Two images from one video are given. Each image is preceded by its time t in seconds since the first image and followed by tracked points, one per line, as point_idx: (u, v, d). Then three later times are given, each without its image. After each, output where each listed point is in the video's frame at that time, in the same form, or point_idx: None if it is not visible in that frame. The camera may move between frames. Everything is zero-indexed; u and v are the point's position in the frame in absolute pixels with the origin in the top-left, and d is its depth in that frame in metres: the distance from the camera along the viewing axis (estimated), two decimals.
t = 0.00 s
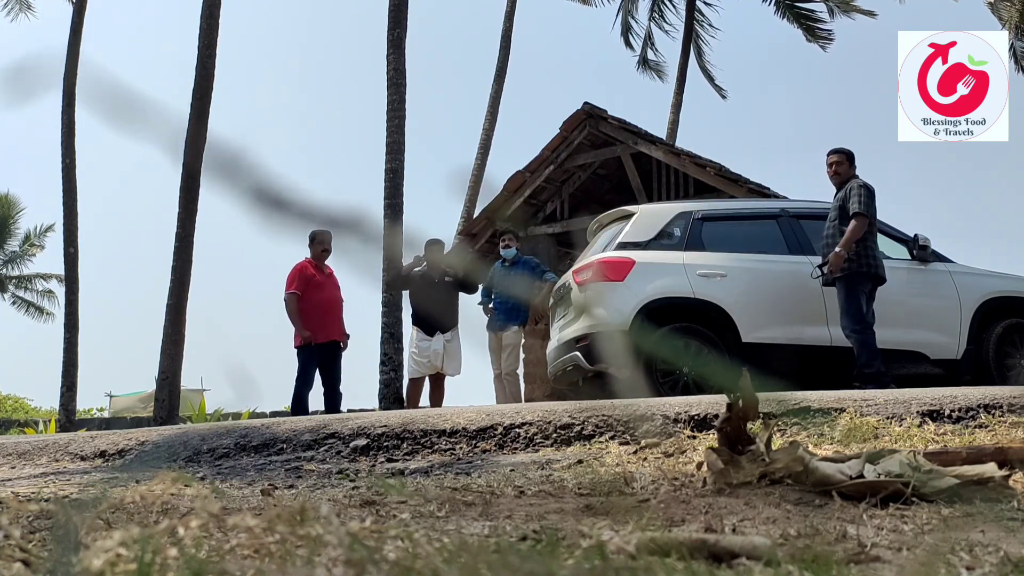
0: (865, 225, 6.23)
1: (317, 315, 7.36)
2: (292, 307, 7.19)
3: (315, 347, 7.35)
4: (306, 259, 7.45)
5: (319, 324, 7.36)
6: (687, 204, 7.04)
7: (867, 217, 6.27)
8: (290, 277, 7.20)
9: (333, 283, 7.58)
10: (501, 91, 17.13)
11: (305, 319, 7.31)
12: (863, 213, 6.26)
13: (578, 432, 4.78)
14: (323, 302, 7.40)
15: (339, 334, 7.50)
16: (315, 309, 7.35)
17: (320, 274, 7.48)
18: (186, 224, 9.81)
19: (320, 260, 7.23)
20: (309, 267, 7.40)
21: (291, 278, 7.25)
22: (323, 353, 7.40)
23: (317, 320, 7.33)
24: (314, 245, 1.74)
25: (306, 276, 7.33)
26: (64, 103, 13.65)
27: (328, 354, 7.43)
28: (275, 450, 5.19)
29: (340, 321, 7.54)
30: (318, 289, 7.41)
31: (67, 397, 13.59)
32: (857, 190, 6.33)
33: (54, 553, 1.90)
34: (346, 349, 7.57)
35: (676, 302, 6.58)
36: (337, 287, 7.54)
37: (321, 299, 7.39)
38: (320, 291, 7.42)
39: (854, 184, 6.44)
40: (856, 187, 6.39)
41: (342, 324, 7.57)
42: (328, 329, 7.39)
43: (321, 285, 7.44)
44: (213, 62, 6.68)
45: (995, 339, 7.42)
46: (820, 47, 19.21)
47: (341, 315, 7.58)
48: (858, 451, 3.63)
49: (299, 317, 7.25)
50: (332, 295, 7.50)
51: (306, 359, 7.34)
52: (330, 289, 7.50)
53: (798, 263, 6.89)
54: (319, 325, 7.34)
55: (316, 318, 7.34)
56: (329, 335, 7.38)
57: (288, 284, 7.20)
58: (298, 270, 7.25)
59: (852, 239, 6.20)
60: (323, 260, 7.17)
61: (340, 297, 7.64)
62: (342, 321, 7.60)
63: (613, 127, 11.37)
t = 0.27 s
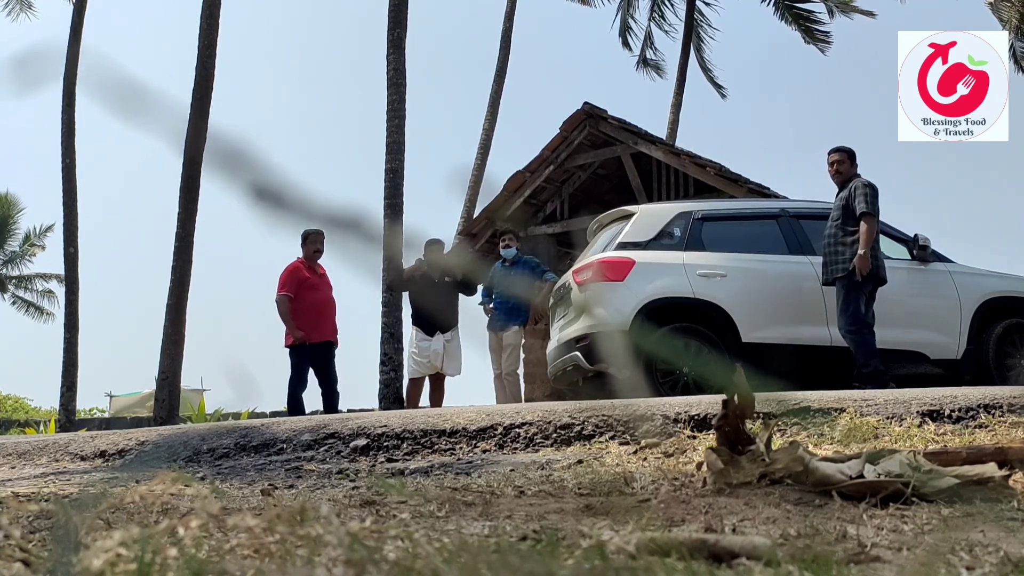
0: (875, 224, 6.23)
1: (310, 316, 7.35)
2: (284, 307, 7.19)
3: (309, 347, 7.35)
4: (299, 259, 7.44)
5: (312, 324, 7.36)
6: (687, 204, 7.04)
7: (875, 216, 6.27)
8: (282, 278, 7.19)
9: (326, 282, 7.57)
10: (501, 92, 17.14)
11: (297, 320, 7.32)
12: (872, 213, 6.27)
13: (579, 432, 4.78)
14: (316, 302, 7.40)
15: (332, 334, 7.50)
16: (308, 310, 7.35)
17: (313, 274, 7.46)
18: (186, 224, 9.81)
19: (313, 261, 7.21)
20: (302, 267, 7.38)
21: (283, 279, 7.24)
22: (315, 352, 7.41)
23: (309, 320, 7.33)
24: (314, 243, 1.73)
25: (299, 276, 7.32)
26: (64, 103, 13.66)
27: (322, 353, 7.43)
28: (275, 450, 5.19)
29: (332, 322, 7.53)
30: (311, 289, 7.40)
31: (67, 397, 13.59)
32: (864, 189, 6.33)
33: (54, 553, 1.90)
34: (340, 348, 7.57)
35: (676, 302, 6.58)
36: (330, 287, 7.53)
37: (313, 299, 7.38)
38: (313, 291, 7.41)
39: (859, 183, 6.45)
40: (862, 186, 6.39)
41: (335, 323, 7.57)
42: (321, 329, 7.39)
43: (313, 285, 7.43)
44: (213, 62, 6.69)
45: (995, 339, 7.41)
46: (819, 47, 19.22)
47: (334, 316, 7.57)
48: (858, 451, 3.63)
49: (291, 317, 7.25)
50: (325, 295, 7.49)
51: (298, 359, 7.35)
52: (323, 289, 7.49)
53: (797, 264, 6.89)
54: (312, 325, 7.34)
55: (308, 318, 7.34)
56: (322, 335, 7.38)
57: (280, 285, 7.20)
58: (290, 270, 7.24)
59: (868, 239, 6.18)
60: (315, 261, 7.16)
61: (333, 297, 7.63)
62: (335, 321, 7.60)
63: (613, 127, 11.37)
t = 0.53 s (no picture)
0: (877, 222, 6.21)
1: (306, 315, 7.36)
2: (280, 307, 7.19)
3: (305, 347, 7.35)
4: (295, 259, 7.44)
5: (308, 324, 7.36)
6: (687, 204, 7.04)
7: (878, 214, 6.26)
8: (279, 277, 7.19)
9: (321, 283, 7.58)
10: (501, 92, 17.14)
11: (294, 320, 7.31)
12: (874, 210, 6.24)
13: (579, 432, 4.78)
14: (312, 302, 7.40)
15: (328, 334, 7.50)
16: (304, 310, 7.35)
17: (308, 274, 7.47)
18: (186, 224, 9.81)
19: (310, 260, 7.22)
20: (298, 267, 7.39)
21: (280, 279, 7.24)
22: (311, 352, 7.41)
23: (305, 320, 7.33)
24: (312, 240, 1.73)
25: (295, 276, 7.32)
26: (64, 103, 13.66)
27: (318, 354, 7.43)
28: (275, 450, 5.19)
29: (328, 322, 7.53)
30: (307, 290, 7.41)
31: (67, 397, 13.58)
32: (865, 187, 6.33)
33: (54, 553, 1.90)
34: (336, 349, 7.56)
35: (676, 302, 6.58)
36: (326, 287, 7.54)
37: (309, 299, 7.39)
38: (309, 292, 7.42)
39: (860, 181, 6.43)
40: (863, 183, 6.38)
41: (331, 323, 7.58)
42: (317, 329, 7.39)
43: (309, 285, 7.44)
44: (213, 62, 6.69)
45: (995, 339, 7.42)
46: (819, 47, 19.21)
47: (330, 316, 7.57)
48: (858, 451, 3.62)
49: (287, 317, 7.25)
50: (321, 295, 7.50)
51: (294, 359, 7.34)
52: (319, 289, 7.50)
53: (797, 264, 6.88)
54: (308, 325, 7.35)
55: (304, 318, 7.34)
56: (318, 334, 7.39)
57: (276, 285, 7.20)
58: (286, 271, 7.24)
59: (871, 236, 6.16)
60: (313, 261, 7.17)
61: (328, 297, 7.63)
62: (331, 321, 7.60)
63: (613, 127, 11.37)
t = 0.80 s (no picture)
0: (874, 220, 6.21)
1: (306, 315, 7.35)
2: (280, 307, 7.18)
3: (305, 347, 7.34)
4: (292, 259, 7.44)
5: (308, 324, 7.36)
6: (687, 204, 7.04)
7: (875, 212, 6.25)
8: (278, 278, 7.18)
9: (319, 282, 7.58)
10: (500, 92, 17.13)
11: (293, 320, 7.30)
12: (872, 208, 6.24)
13: (578, 432, 4.78)
14: (311, 302, 7.40)
15: (327, 334, 7.50)
16: (303, 310, 7.34)
17: (307, 274, 7.47)
18: (186, 224, 9.81)
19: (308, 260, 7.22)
20: (296, 268, 7.39)
21: (279, 279, 7.23)
22: (311, 352, 7.41)
23: (305, 320, 7.33)
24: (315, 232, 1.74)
25: (294, 276, 7.32)
26: (64, 103, 13.66)
27: (317, 354, 7.42)
28: (275, 450, 5.19)
29: (327, 322, 7.53)
30: (306, 290, 7.41)
31: (67, 397, 13.58)
32: (863, 187, 6.31)
33: (54, 553, 1.90)
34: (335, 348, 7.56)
35: (676, 302, 6.58)
36: (324, 287, 7.54)
37: (308, 299, 7.38)
38: (308, 292, 7.41)
39: (859, 180, 6.43)
40: (862, 182, 6.38)
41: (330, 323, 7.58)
42: (317, 329, 7.39)
43: (308, 285, 7.43)
44: (213, 62, 6.69)
45: (995, 339, 7.42)
46: (818, 47, 19.21)
47: (329, 316, 7.57)
48: (858, 451, 3.62)
49: (287, 318, 7.24)
50: (319, 295, 7.50)
51: (294, 359, 7.33)
52: (317, 288, 7.50)
53: (797, 264, 6.88)
54: (308, 325, 7.34)
55: (304, 318, 7.33)
56: (319, 334, 7.38)
57: (276, 286, 7.20)
58: (285, 271, 7.24)
59: (865, 235, 6.17)
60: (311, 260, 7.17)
61: (327, 297, 7.63)
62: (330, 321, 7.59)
63: (613, 127, 11.37)
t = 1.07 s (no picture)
0: (869, 222, 6.21)
1: (305, 315, 7.35)
2: (280, 308, 7.18)
3: (304, 347, 7.34)
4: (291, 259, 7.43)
5: (308, 324, 7.36)
6: (687, 204, 7.03)
7: (870, 213, 6.25)
8: (277, 278, 7.18)
9: (318, 282, 7.58)
10: (500, 92, 17.14)
11: (293, 320, 7.30)
12: (867, 210, 6.25)
13: (579, 432, 4.78)
14: (310, 302, 7.40)
15: (327, 333, 7.51)
16: (303, 309, 7.34)
17: (305, 274, 7.47)
18: (186, 224, 9.81)
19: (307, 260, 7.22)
20: (295, 267, 7.39)
21: (278, 279, 7.23)
22: (311, 352, 7.41)
23: (305, 320, 7.32)
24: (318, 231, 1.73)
25: (293, 276, 7.32)
26: (64, 103, 13.67)
27: (316, 353, 7.42)
28: (275, 450, 5.19)
29: (327, 321, 7.53)
30: (305, 290, 7.40)
31: (67, 397, 13.58)
32: (858, 188, 6.31)
33: (54, 553, 1.90)
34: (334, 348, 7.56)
35: (676, 302, 6.58)
36: (323, 286, 7.54)
37: (308, 298, 7.39)
38: (307, 291, 7.41)
39: (855, 181, 6.43)
40: (857, 183, 6.38)
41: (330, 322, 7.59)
42: (317, 328, 7.39)
43: (307, 284, 7.43)
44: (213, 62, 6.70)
45: (995, 339, 7.42)
46: (818, 47, 19.21)
47: (328, 315, 7.57)
48: (858, 451, 3.62)
49: (287, 317, 7.24)
50: (318, 295, 7.50)
51: (294, 359, 7.33)
52: (317, 288, 7.51)
53: (797, 264, 6.88)
54: (308, 324, 7.34)
55: (304, 318, 7.33)
56: (319, 333, 7.39)
57: (275, 286, 7.19)
58: (283, 271, 7.24)
59: (860, 237, 6.18)
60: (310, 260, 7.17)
61: (326, 296, 7.63)
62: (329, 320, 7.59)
63: (613, 127, 11.37)
